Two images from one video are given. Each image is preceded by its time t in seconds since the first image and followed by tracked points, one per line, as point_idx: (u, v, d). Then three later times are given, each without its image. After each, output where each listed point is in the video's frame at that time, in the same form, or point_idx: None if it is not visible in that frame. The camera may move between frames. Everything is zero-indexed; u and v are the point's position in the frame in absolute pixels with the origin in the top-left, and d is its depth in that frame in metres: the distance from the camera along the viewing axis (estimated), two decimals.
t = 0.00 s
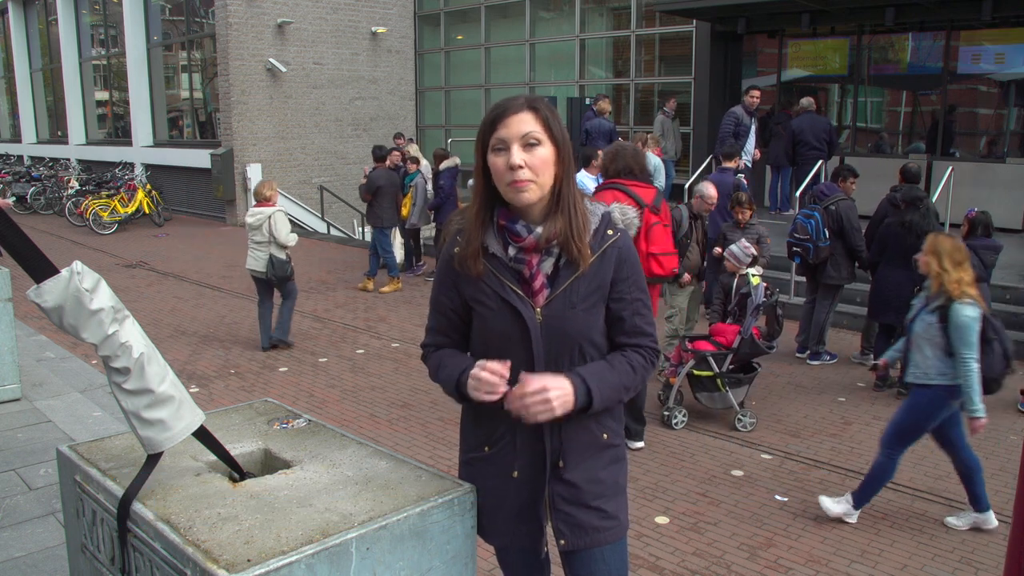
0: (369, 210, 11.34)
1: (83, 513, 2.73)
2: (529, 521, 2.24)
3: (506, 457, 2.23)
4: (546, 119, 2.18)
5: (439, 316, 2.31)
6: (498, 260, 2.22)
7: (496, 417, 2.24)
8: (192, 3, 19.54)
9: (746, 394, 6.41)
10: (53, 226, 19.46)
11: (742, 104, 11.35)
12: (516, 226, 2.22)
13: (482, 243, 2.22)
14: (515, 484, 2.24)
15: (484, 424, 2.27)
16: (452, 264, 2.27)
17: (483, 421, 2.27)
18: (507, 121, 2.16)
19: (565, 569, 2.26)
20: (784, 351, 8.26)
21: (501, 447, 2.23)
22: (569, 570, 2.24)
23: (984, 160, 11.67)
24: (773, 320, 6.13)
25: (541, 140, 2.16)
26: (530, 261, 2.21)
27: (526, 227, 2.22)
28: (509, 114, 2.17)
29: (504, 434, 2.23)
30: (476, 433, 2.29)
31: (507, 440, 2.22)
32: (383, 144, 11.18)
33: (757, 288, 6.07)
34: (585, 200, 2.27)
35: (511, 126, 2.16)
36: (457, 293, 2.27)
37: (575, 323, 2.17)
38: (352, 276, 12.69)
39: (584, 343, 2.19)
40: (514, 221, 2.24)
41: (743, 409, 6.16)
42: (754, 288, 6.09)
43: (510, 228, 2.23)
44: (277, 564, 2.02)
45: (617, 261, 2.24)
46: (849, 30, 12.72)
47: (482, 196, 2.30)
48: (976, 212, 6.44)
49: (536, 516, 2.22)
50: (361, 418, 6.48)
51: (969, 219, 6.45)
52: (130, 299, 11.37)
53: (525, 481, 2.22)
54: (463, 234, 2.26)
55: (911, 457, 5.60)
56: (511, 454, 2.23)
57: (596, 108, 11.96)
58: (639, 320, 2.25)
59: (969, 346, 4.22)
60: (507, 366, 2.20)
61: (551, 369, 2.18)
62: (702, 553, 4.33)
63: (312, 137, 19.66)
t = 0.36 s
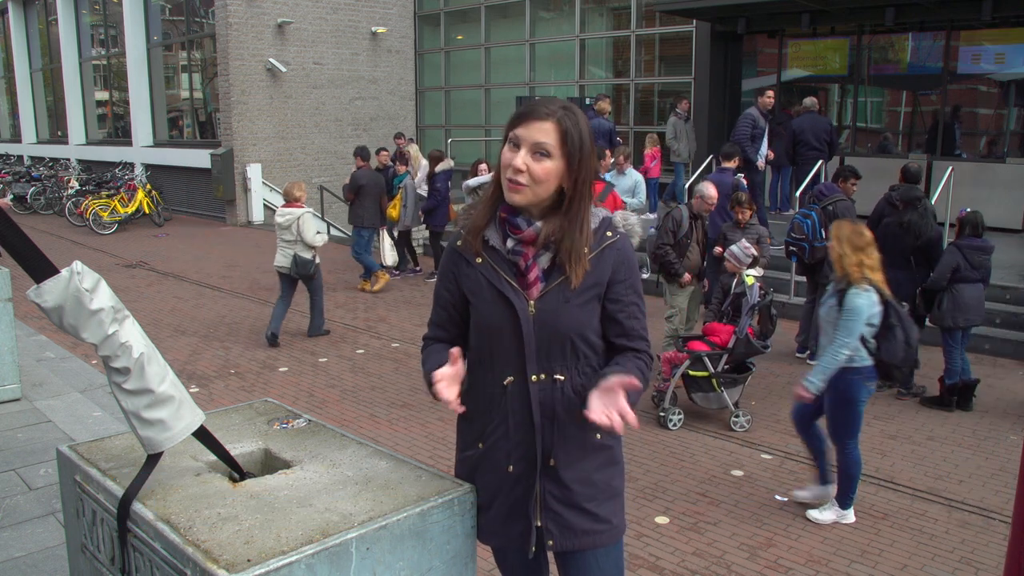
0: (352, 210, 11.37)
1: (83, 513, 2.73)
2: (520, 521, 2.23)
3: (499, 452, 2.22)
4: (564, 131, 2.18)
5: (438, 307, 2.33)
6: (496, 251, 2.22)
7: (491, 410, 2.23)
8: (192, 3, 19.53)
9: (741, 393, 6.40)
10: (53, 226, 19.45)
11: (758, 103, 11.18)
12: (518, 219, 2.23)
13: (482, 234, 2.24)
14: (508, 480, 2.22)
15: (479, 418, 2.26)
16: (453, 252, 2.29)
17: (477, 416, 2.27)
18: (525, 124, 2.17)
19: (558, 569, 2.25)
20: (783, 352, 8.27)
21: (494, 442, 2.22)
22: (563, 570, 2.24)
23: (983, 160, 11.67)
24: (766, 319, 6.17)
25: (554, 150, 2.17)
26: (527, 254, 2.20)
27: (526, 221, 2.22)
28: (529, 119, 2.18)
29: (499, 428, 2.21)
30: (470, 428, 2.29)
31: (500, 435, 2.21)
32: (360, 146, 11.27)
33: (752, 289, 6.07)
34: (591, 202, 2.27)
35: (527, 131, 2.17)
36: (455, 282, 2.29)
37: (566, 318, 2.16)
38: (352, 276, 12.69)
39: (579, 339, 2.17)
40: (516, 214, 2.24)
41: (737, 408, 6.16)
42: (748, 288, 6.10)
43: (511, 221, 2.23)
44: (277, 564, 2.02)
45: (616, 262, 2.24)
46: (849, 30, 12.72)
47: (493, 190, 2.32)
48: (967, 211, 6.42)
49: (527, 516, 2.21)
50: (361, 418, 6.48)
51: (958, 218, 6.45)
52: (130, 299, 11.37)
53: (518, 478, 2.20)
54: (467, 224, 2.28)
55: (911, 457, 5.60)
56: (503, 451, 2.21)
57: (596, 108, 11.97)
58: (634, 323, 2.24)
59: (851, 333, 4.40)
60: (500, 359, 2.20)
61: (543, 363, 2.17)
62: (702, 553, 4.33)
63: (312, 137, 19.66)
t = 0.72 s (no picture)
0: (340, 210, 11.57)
1: (83, 513, 2.73)
2: (521, 523, 2.23)
3: (500, 454, 2.22)
4: (567, 138, 2.15)
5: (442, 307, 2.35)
6: (499, 256, 2.22)
7: (492, 413, 2.23)
8: (192, 3, 19.53)
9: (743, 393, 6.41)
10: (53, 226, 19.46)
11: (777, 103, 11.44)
12: (519, 225, 2.22)
13: (485, 238, 2.23)
14: (508, 482, 2.22)
15: (480, 421, 2.27)
16: (456, 254, 2.30)
17: (478, 417, 2.27)
18: (528, 133, 2.14)
19: (560, 569, 2.26)
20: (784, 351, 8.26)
21: (494, 445, 2.23)
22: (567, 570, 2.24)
23: (983, 160, 11.66)
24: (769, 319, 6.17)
25: (558, 160, 2.15)
26: (529, 259, 2.20)
27: (529, 226, 2.21)
28: (532, 127, 2.14)
29: (499, 431, 2.22)
30: (471, 429, 2.30)
31: (501, 437, 2.22)
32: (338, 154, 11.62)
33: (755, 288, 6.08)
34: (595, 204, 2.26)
35: (530, 142, 2.14)
36: (459, 284, 2.30)
37: (569, 325, 2.16)
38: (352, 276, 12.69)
39: (581, 344, 2.17)
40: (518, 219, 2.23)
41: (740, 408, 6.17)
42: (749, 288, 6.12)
43: (513, 226, 2.22)
44: (277, 564, 2.02)
45: (620, 266, 2.24)
46: (849, 30, 12.71)
47: (495, 193, 2.30)
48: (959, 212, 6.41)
49: (528, 517, 2.21)
50: (361, 418, 6.48)
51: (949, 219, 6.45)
52: (130, 299, 11.37)
53: (518, 480, 2.20)
54: (469, 228, 2.27)
55: (911, 457, 5.61)
56: (504, 453, 2.21)
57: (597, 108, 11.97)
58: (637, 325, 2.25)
59: (753, 322, 4.72)
60: (500, 362, 2.20)
61: (544, 368, 2.16)
62: (702, 553, 4.33)
63: (312, 137, 19.66)
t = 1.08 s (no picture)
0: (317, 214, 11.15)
1: (83, 512, 2.73)
2: (519, 523, 2.23)
3: (497, 456, 2.23)
4: (576, 136, 2.16)
5: (441, 308, 2.35)
6: (499, 258, 2.22)
7: (491, 415, 2.24)
8: (192, 3, 19.53)
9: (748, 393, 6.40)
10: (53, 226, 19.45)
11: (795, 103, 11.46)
12: (520, 226, 2.21)
13: (486, 240, 2.23)
14: (506, 483, 2.23)
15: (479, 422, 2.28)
16: (457, 254, 2.30)
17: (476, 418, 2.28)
18: (537, 129, 2.14)
19: (559, 569, 2.25)
20: (785, 351, 8.26)
21: (492, 445, 2.23)
22: (566, 571, 2.24)
23: (984, 160, 11.64)
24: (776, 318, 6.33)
25: (565, 157, 2.16)
26: (529, 262, 2.20)
27: (529, 228, 2.21)
28: (540, 124, 2.14)
29: (497, 433, 2.22)
30: (469, 430, 2.30)
31: (498, 438, 2.22)
32: (320, 158, 11.41)
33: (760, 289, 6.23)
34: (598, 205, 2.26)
35: (539, 138, 2.14)
36: (459, 285, 2.30)
37: (568, 327, 2.16)
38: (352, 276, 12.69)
39: (579, 347, 2.17)
40: (519, 220, 2.23)
41: (744, 408, 6.16)
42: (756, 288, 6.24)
43: (513, 227, 2.22)
44: (277, 564, 2.02)
45: (620, 268, 2.23)
46: (849, 31, 12.72)
47: (498, 192, 2.30)
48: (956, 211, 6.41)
49: (526, 519, 2.21)
50: (361, 418, 6.48)
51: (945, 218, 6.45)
52: (130, 299, 11.37)
53: (516, 481, 2.21)
54: (470, 229, 2.27)
55: (911, 457, 5.61)
56: (501, 455, 2.22)
57: (596, 108, 11.97)
58: (636, 328, 2.24)
59: (687, 317, 4.74)
60: (499, 363, 2.21)
61: (541, 370, 2.17)
62: (702, 553, 4.33)
63: (312, 137, 19.66)
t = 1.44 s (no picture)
0: (310, 216, 11.03)
1: (83, 513, 2.73)
2: (517, 519, 2.23)
3: (497, 449, 2.24)
4: (589, 122, 2.20)
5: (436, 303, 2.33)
6: (499, 251, 2.23)
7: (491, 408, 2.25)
8: (192, 3, 19.52)
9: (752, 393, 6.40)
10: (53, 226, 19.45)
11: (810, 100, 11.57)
12: (521, 217, 2.23)
13: (487, 232, 2.24)
14: (506, 477, 2.23)
15: (478, 415, 2.28)
16: (456, 248, 2.30)
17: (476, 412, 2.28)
18: (550, 112, 2.17)
19: (559, 566, 2.25)
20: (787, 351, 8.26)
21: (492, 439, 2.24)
22: (566, 567, 2.24)
23: (984, 159, 11.64)
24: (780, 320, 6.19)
25: (578, 142, 2.19)
26: (528, 254, 2.20)
27: (530, 219, 2.22)
28: (553, 107, 2.18)
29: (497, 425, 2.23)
30: (470, 424, 2.30)
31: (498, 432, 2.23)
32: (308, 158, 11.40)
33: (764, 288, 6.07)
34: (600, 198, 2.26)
35: (551, 121, 2.17)
36: (456, 279, 2.29)
37: (565, 321, 2.15)
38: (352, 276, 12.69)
39: (578, 341, 2.17)
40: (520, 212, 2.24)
41: (747, 408, 6.15)
42: (761, 288, 6.09)
43: (514, 219, 2.23)
44: (277, 564, 2.02)
45: (617, 262, 2.20)
46: (849, 30, 12.71)
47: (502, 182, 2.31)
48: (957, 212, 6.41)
49: (525, 514, 2.21)
50: (361, 418, 6.47)
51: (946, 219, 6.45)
52: (130, 299, 11.37)
53: (515, 474, 2.22)
54: (472, 220, 2.28)
55: (911, 457, 5.61)
56: (501, 448, 2.23)
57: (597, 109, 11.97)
58: (633, 326, 2.18)
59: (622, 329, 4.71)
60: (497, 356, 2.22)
61: (539, 363, 2.18)
62: (702, 553, 4.33)
63: (312, 137, 19.66)
